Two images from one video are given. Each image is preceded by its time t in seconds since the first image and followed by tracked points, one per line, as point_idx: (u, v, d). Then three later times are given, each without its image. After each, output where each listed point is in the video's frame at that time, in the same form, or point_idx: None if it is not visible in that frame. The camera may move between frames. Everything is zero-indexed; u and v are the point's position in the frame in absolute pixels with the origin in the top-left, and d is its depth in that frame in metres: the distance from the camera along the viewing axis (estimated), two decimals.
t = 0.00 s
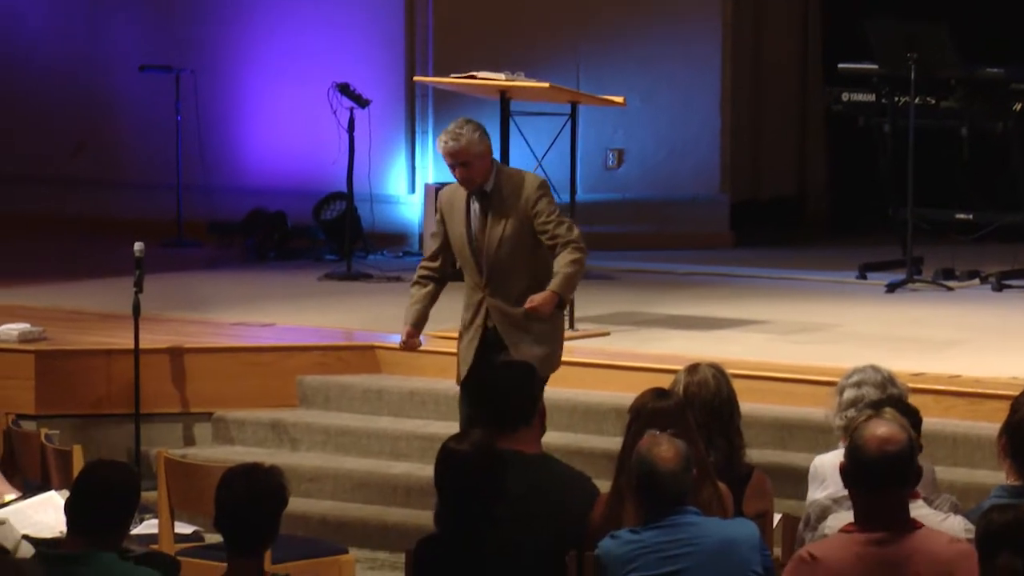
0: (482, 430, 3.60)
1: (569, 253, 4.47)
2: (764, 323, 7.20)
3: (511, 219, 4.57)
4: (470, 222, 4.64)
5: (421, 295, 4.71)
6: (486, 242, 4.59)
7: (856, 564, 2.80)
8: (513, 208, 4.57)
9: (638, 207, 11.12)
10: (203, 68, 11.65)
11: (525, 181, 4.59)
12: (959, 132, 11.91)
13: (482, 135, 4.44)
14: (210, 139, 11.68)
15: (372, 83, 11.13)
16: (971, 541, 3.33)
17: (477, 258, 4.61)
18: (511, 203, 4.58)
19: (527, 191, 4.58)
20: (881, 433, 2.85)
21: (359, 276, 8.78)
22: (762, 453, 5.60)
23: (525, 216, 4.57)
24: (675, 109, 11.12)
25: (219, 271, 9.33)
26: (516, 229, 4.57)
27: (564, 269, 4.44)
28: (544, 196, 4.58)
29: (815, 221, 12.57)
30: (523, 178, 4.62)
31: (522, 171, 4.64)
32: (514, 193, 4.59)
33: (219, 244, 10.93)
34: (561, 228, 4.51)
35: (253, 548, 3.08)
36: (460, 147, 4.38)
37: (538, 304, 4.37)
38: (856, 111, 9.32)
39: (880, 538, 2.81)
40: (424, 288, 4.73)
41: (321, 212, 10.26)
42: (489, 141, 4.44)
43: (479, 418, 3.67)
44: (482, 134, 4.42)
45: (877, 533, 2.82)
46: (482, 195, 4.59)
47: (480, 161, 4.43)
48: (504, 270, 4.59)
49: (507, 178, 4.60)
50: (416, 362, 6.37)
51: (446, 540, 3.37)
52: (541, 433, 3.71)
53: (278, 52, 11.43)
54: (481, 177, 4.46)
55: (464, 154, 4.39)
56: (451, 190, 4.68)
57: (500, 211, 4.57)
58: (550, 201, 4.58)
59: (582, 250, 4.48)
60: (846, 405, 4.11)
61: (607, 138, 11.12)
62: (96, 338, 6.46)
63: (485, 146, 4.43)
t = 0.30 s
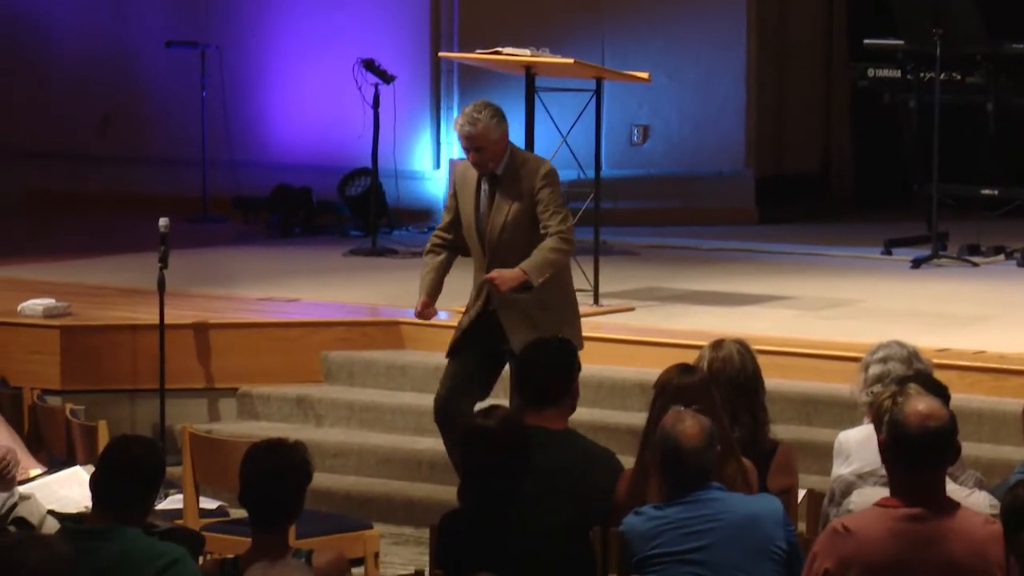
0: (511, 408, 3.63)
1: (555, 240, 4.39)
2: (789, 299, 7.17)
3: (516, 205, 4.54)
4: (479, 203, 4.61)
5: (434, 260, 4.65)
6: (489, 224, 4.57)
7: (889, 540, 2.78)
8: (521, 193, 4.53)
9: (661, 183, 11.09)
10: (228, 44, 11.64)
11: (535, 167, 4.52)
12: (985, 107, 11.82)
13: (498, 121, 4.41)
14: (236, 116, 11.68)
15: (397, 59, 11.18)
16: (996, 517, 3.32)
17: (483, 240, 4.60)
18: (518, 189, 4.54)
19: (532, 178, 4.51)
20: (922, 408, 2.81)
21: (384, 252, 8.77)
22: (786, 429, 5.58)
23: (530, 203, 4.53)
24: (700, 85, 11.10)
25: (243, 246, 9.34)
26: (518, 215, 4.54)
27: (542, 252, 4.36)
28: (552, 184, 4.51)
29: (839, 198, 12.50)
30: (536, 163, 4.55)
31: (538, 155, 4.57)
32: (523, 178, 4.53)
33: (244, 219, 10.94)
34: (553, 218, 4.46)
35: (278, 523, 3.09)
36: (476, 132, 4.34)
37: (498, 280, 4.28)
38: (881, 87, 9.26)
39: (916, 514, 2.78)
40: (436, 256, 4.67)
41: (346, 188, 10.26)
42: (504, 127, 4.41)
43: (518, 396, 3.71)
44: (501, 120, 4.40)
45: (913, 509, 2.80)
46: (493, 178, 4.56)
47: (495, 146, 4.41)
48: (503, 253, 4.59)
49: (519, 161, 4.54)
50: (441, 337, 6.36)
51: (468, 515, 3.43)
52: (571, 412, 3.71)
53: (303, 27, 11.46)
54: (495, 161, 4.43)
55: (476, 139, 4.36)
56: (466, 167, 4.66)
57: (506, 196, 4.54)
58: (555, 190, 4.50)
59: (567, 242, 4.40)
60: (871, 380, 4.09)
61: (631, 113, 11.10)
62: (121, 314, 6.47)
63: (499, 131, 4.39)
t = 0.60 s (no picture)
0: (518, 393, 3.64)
1: (539, 252, 4.33)
2: (795, 283, 7.16)
3: (502, 206, 4.45)
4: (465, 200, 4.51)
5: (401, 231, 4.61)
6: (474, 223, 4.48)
7: (905, 524, 2.78)
8: (507, 194, 4.43)
9: (667, 167, 11.08)
10: (235, 27, 11.66)
11: (521, 167, 4.42)
12: (991, 91, 11.78)
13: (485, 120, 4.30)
14: (242, 98, 11.69)
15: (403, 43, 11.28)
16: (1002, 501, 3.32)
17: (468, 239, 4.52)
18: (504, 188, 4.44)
19: (517, 179, 4.41)
20: (943, 391, 2.80)
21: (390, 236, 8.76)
22: (793, 413, 5.58)
23: (514, 204, 4.44)
24: (706, 69, 11.08)
25: (249, 231, 9.33)
26: (504, 216, 4.45)
27: (527, 266, 4.29)
28: (536, 185, 4.42)
29: (845, 181, 12.48)
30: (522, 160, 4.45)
31: (525, 152, 4.46)
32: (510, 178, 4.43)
33: (250, 203, 10.94)
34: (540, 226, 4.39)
35: (284, 508, 3.09)
36: (462, 135, 4.24)
37: (484, 287, 4.20)
38: (888, 71, 9.23)
39: (934, 498, 2.78)
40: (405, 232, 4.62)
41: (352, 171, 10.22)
42: (491, 128, 4.31)
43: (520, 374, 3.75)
44: (488, 119, 4.29)
45: (931, 492, 2.79)
46: (479, 176, 4.45)
47: (480, 147, 4.31)
48: (488, 254, 4.50)
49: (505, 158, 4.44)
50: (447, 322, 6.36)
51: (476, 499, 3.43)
52: (580, 394, 3.72)
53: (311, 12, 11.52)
54: (480, 162, 4.34)
55: (461, 141, 4.26)
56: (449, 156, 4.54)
57: (491, 195, 4.44)
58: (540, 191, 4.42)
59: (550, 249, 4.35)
60: (879, 364, 4.08)
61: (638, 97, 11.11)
62: (128, 298, 6.46)
63: (485, 132, 4.29)
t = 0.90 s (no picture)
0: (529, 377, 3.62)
1: (543, 271, 4.25)
2: (810, 265, 7.13)
3: (516, 200, 4.35)
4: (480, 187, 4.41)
5: (398, 189, 4.57)
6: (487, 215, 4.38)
7: (920, 504, 2.77)
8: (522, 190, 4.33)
9: (681, 149, 11.09)
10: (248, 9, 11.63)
11: (539, 166, 4.32)
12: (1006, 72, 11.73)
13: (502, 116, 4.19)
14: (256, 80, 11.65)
15: (417, 24, 11.48)
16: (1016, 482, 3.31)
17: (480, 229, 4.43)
18: (521, 184, 4.34)
19: (533, 177, 4.31)
20: (960, 373, 2.80)
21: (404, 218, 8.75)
22: (806, 394, 5.57)
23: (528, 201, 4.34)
24: (720, 51, 11.07)
25: (262, 212, 9.32)
26: (515, 213, 4.36)
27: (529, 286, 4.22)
28: (552, 187, 4.32)
29: (860, 163, 12.46)
30: (540, 157, 4.34)
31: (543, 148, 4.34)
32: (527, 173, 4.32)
33: (264, 184, 10.93)
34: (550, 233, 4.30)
35: (299, 490, 3.10)
36: (476, 131, 4.13)
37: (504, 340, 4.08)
38: (902, 52, 9.20)
39: (950, 481, 2.77)
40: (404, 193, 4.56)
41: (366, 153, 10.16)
42: (507, 124, 4.20)
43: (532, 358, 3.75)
44: (505, 113, 4.18)
45: (945, 475, 2.78)
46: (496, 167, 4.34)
47: (495, 143, 4.21)
48: (495, 251, 4.41)
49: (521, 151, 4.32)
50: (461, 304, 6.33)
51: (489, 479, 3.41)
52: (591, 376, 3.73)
53: None
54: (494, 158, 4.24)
55: (476, 137, 4.16)
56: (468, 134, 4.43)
57: (505, 190, 4.34)
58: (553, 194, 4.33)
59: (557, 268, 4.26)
60: (894, 345, 4.07)
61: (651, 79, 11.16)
62: (142, 279, 6.47)
63: (501, 129, 4.18)
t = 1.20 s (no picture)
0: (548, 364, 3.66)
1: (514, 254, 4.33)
2: (818, 251, 7.12)
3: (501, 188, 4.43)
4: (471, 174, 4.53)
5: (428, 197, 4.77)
6: (475, 202, 4.49)
7: (927, 490, 2.77)
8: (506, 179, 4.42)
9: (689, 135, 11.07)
10: None
11: (520, 155, 4.39)
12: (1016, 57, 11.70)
13: (484, 105, 4.31)
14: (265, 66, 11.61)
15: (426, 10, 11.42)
16: None
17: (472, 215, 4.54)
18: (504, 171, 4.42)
19: (515, 165, 4.38)
20: (968, 359, 2.80)
21: (412, 204, 8.74)
22: (815, 380, 5.57)
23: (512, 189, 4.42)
24: (729, 36, 11.05)
25: (270, 198, 9.31)
26: (497, 199, 4.44)
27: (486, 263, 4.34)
28: (533, 176, 4.38)
29: (868, 148, 12.44)
30: (526, 146, 4.41)
31: (531, 138, 4.42)
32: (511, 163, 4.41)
33: (274, 170, 10.91)
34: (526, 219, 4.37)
35: (307, 476, 3.10)
36: (453, 119, 4.26)
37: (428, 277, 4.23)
38: (910, 38, 9.17)
39: (958, 468, 2.76)
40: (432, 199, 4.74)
41: (375, 139, 10.14)
42: (488, 114, 4.31)
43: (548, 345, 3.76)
44: (488, 104, 4.30)
45: (953, 461, 2.77)
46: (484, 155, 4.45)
47: (476, 133, 4.33)
48: (484, 234, 4.52)
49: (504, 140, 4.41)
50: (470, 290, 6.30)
51: (502, 461, 3.48)
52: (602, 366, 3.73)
53: None
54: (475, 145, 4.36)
55: (454, 124, 4.30)
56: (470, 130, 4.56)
57: (490, 177, 4.43)
58: (534, 181, 4.38)
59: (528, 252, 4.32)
60: (903, 332, 4.06)
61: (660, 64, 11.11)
62: (151, 265, 6.47)
63: (480, 118, 4.29)
